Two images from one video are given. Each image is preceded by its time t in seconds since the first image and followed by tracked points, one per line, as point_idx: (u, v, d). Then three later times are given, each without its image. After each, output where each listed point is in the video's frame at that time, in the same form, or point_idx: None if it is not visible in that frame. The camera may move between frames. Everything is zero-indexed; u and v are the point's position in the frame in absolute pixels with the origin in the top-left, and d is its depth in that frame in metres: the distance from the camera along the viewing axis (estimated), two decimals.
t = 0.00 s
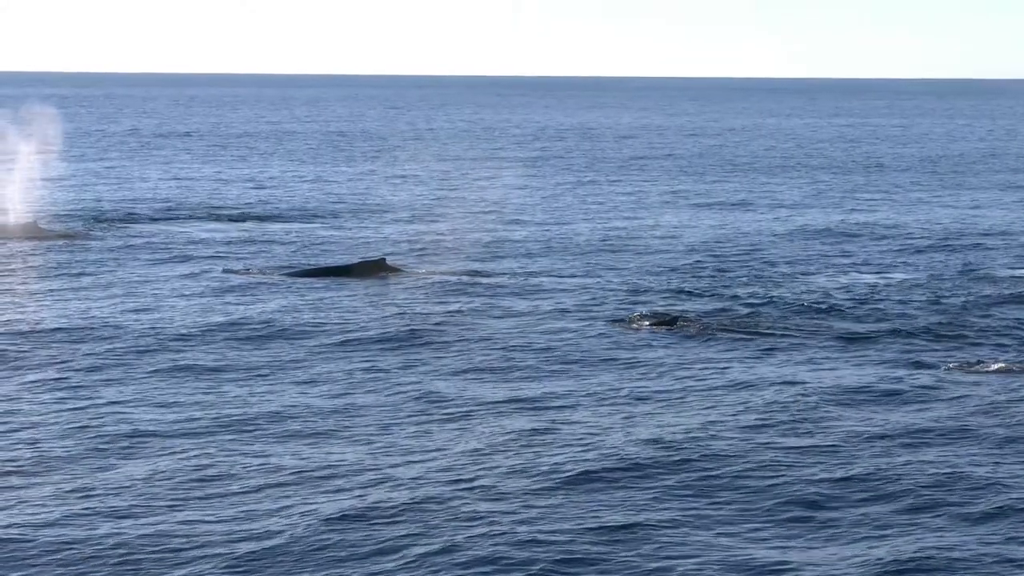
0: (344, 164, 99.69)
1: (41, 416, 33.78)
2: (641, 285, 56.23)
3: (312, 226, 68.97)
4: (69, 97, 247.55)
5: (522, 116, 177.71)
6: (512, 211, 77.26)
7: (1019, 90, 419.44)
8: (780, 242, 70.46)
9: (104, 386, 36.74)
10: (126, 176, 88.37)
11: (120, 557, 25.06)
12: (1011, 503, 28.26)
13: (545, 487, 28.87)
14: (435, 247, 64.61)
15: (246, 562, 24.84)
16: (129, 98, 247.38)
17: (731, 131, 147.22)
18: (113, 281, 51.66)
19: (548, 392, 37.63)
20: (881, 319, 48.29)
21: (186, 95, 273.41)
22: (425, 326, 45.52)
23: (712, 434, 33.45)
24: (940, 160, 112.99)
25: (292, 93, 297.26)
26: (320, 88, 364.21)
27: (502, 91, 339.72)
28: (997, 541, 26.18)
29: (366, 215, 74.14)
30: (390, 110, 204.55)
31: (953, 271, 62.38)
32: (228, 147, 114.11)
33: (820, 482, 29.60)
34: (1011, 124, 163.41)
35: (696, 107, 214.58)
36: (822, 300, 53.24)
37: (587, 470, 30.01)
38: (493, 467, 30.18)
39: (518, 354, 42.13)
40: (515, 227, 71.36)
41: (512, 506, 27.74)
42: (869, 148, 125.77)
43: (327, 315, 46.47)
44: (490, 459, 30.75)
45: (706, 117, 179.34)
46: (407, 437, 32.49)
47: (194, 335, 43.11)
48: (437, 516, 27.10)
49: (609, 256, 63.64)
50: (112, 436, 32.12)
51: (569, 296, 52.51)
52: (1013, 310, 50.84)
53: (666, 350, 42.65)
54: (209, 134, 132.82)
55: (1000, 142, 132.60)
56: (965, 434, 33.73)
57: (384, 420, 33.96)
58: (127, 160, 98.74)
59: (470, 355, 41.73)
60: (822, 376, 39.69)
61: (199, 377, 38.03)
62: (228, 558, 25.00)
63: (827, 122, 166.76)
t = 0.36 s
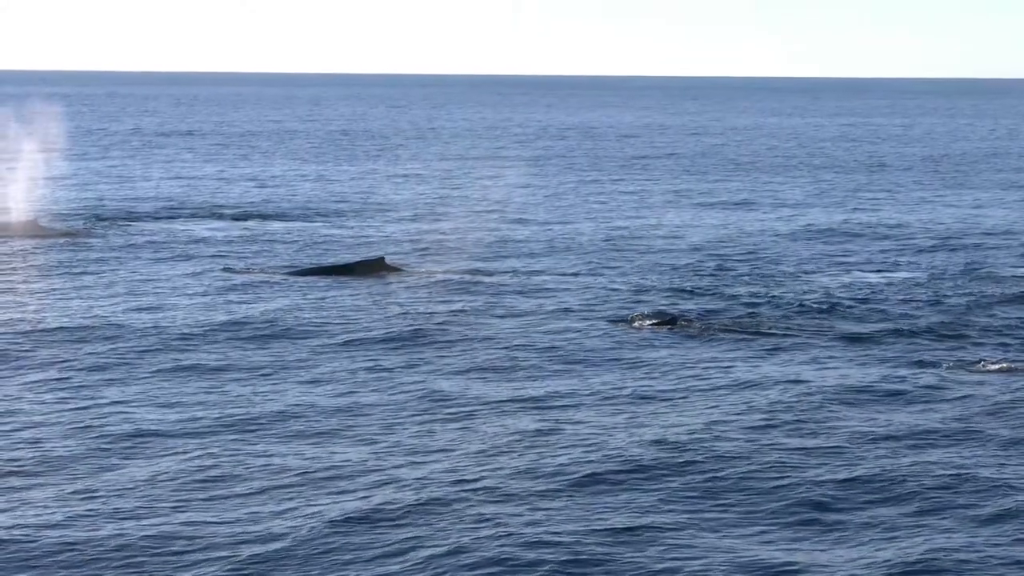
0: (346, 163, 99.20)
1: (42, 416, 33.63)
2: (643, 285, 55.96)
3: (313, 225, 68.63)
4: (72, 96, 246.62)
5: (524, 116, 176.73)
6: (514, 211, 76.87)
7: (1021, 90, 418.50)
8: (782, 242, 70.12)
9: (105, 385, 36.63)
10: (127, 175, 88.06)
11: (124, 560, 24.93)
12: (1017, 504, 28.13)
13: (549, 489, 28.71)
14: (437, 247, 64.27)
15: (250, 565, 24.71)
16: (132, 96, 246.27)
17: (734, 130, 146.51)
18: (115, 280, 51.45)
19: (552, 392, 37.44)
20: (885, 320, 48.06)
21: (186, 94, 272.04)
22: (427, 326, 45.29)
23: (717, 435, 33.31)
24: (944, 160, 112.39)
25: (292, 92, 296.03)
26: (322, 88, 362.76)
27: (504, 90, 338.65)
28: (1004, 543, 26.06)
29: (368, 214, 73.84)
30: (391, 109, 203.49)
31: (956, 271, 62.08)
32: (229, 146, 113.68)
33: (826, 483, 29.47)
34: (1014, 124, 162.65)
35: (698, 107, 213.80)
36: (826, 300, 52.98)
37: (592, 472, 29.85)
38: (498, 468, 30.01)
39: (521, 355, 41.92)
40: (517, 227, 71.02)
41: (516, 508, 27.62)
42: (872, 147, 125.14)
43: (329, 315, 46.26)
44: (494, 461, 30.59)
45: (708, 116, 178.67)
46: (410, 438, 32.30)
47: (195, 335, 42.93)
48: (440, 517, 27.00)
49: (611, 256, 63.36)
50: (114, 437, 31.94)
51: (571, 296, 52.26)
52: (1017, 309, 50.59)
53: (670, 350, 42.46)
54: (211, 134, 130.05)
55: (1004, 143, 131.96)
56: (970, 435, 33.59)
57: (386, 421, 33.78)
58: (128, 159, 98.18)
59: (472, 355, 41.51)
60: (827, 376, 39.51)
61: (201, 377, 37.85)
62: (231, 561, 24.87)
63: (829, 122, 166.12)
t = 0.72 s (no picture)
0: (349, 163, 98.62)
1: (46, 416, 33.41)
2: (649, 285, 55.60)
3: (317, 225, 68.23)
4: (74, 95, 245.91)
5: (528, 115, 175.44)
6: (518, 211, 76.42)
7: None
8: (787, 243, 69.66)
9: (109, 385, 36.41)
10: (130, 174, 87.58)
11: (130, 562, 24.73)
12: None
13: (557, 492, 28.50)
14: (442, 247, 63.85)
15: (256, 569, 24.51)
16: (133, 96, 245.23)
17: (738, 130, 145.68)
18: (119, 279, 51.10)
19: (558, 393, 37.18)
20: (892, 320, 47.70)
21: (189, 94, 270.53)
22: (432, 325, 45.00)
23: (725, 436, 33.08)
24: (948, 160, 111.76)
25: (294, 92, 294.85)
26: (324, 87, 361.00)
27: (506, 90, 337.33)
28: (1016, 547, 25.85)
29: (371, 213, 73.41)
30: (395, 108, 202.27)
31: (962, 271, 61.71)
32: (231, 145, 113.17)
33: (836, 486, 29.25)
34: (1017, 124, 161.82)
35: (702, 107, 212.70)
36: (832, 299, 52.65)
37: (600, 475, 29.64)
38: (506, 470, 29.80)
39: (527, 354, 41.65)
40: (521, 226, 70.56)
41: (524, 511, 27.41)
42: (878, 147, 124.43)
43: (333, 314, 45.99)
44: (502, 463, 30.35)
45: (711, 115, 178.04)
46: (415, 440, 32.04)
47: (198, 334, 42.68)
48: (448, 521, 26.80)
49: (616, 256, 62.98)
50: (118, 438, 31.69)
51: (576, 296, 51.94)
52: None
53: (676, 350, 42.21)
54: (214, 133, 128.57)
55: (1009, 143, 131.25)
56: (980, 437, 33.36)
57: (391, 422, 33.54)
58: (131, 159, 97.45)
59: (478, 355, 41.24)
60: (834, 377, 39.27)
61: (205, 377, 37.59)
62: (239, 564, 24.67)
63: (834, 121, 165.24)
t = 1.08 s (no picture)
0: (353, 162, 98.23)
1: (51, 416, 33.28)
2: (654, 285, 55.37)
3: (320, 224, 67.91)
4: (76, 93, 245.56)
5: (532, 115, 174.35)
6: (522, 211, 76.08)
7: None
8: (793, 243, 69.36)
9: (113, 384, 36.29)
10: (133, 173, 87.16)
11: (136, 565, 24.62)
12: None
13: (563, 494, 28.37)
14: (446, 246, 63.54)
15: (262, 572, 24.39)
16: (135, 95, 244.39)
17: (743, 129, 144.89)
18: (123, 279, 50.87)
19: (563, 393, 37.01)
20: (898, 320, 47.49)
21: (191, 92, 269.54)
22: (436, 325, 44.81)
23: (730, 438, 32.93)
24: (953, 160, 111.22)
25: (297, 90, 293.78)
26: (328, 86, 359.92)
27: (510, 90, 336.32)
28: None
29: (374, 213, 73.12)
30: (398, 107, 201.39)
31: (968, 271, 61.43)
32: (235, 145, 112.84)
33: (843, 487, 29.12)
34: None
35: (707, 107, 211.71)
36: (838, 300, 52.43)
37: (606, 477, 29.53)
38: (512, 472, 29.67)
39: (531, 355, 41.48)
40: (526, 226, 70.25)
41: (530, 513, 27.28)
42: (883, 147, 123.81)
43: (338, 314, 45.81)
44: (508, 465, 30.22)
45: (715, 115, 177.48)
46: (420, 441, 31.89)
47: (201, 334, 42.52)
48: (453, 524, 26.68)
49: (621, 256, 62.70)
50: (122, 438, 31.55)
51: (582, 296, 51.72)
52: None
53: (681, 350, 42.05)
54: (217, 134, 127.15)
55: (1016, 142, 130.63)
56: (987, 438, 33.23)
57: (395, 422, 33.41)
58: (135, 158, 96.95)
59: (482, 355, 41.05)
60: (840, 378, 39.12)
61: (210, 377, 37.41)
62: (244, 568, 24.55)
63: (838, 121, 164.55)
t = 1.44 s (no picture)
0: (358, 162, 97.87)
1: (56, 416, 33.16)
2: (659, 284, 55.16)
3: (325, 224, 67.62)
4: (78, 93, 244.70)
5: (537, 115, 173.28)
6: (528, 211, 75.78)
7: None
8: (799, 244, 69.05)
9: (118, 384, 36.19)
10: (138, 173, 86.80)
11: (142, 567, 24.55)
12: None
13: (569, 497, 28.26)
14: (451, 246, 63.26)
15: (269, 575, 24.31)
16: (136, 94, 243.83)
17: (750, 130, 143.79)
18: (128, 279, 50.69)
19: (570, 393, 36.88)
20: (904, 320, 47.30)
21: (196, 91, 268.45)
22: (441, 325, 44.64)
23: (737, 439, 32.81)
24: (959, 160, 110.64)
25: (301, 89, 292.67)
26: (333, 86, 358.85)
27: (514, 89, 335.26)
28: None
29: (379, 212, 72.84)
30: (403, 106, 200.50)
31: (974, 271, 61.15)
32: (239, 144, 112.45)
33: (851, 490, 29.02)
34: None
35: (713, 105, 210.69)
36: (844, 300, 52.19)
37: (613, 479, 29.42)
38: (519, 475, 29.56)
39: (537, 355, 41.33)
40: (531, 226, 69.94)
41: (536, 516, 27.18)
42: (890, 147, 123.08)
43: (343, 313, 45.66)
44: (515, 467, 30.10)
45: (720, 114, 176.76)
46: (425, 442, 31.76)
47: (206, 334, 42.40)
48: (460, 527, 26.60)
49: (626, 256, 62.43)
50: (127, 438, 31.46)
51: (588, 296, 51.52)
52: None
53: (688, 350, 41.91)
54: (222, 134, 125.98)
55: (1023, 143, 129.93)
56: (995, 440, 33.10)
57: (400, 422, 33.30)
58: (140, 158, 96.48)
59: (488, 356, 40.89)
60: (847, 378, 38.98)
61: (215, 377, 37.27)
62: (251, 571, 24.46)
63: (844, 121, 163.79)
